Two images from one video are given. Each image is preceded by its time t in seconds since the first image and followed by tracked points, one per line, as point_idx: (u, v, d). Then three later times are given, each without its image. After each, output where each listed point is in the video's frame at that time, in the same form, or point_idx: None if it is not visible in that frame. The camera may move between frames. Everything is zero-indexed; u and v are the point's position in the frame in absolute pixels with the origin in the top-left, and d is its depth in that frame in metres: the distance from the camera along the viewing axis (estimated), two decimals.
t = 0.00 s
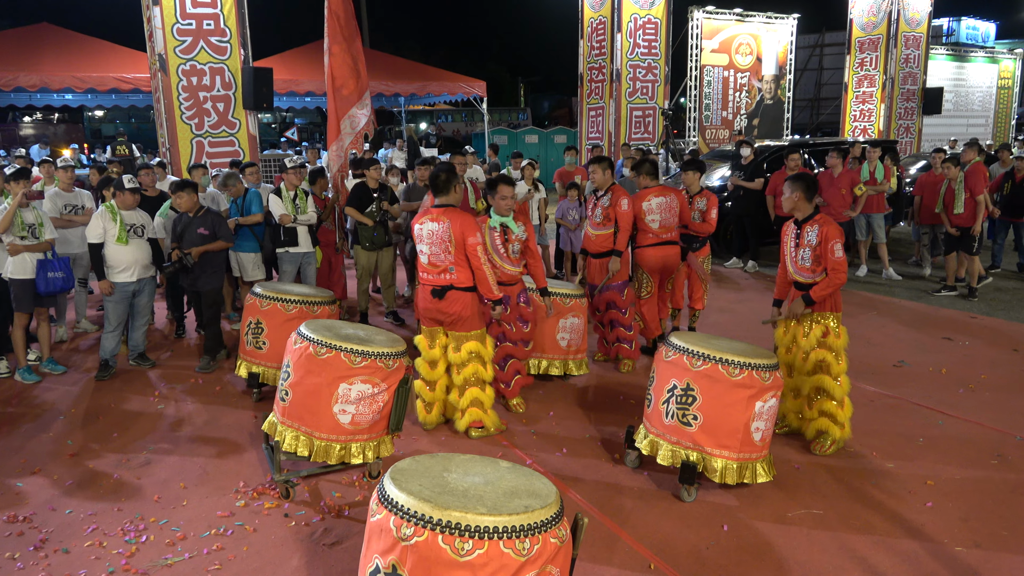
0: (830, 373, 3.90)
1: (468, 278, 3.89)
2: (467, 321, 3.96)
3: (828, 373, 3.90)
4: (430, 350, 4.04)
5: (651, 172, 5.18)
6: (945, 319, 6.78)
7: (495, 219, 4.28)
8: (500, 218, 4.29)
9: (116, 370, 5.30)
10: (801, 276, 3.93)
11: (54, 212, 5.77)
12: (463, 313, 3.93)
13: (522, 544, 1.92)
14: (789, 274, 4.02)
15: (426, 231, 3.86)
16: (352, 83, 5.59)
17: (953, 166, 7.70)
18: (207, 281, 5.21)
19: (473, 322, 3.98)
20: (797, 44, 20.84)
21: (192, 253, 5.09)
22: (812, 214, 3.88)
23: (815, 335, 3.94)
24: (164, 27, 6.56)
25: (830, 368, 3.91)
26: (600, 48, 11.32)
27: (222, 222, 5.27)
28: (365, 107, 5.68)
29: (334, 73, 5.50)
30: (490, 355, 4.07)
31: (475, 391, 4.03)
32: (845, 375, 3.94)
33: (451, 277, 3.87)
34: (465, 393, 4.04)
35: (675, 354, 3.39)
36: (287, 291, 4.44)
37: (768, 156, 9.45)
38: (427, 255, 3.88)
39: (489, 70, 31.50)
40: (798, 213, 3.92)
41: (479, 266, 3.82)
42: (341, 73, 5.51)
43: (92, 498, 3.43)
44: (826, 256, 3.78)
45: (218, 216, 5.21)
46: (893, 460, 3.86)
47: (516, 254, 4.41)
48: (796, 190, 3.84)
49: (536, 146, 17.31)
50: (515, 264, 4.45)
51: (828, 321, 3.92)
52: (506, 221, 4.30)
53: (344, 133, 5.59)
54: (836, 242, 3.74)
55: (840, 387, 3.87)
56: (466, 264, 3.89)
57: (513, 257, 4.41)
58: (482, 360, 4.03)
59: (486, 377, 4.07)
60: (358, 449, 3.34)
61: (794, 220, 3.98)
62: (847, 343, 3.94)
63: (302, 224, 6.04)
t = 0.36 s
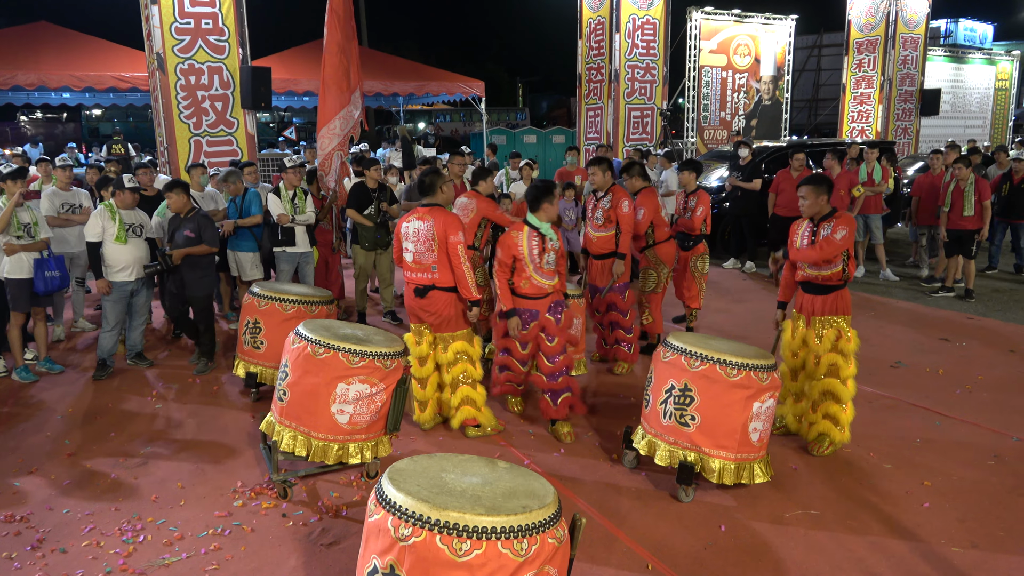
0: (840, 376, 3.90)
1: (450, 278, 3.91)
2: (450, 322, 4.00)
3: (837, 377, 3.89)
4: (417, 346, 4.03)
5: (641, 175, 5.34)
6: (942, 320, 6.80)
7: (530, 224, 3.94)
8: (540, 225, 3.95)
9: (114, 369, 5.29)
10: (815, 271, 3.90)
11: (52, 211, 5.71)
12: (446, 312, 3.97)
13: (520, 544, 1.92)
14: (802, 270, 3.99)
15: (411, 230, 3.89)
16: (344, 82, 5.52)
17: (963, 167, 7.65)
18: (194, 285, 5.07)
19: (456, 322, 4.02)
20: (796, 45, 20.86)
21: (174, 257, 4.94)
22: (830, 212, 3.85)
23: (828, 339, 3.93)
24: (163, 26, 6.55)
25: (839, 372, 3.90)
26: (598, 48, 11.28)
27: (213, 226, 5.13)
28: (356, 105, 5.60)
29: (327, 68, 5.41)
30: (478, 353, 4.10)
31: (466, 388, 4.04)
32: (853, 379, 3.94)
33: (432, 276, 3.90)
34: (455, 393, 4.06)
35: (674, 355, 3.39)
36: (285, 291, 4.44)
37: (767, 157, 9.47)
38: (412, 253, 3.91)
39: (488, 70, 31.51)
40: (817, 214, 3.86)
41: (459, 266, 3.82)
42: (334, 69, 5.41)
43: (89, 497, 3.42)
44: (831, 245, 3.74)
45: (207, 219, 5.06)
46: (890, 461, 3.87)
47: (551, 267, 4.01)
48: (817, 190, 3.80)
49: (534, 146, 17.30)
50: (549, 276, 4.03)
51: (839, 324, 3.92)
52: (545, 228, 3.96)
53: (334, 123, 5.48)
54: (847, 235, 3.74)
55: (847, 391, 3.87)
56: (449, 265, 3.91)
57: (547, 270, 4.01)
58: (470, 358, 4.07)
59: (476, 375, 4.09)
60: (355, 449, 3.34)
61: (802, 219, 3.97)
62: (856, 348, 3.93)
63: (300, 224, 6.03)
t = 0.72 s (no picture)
0: (838, 381, 3.91)
1: (437, 275, 3.87)
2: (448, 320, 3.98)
3: (837, 380, 3.90)
4: (411, 344, 4.02)
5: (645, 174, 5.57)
6: (940, 321, 6.81)
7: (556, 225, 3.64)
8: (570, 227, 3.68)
9: (112, 368, 5.28)
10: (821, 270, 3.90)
11: (50, 210, 5.69)
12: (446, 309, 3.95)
13: (519, 544, 1.92)
14: (805, 268, 3.99)
15: (404, 228, 3.89)
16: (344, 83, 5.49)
17: (964, 167, 7.60)
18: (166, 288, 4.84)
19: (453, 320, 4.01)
20: (795, 46, 20.87)
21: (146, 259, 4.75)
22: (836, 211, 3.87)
23: (827, 343, 3.94)
24: (161, 25, 6.54)
25: (839, 375, 3.91)
26: (597, 48, 11.27)
27: (188, 232, 4.89)
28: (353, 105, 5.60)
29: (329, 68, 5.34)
30: (468, 353, 4.07)
31: (456, 390, 4.06)
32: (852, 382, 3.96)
33: (419, 274, 3.87)
34: (448, 393, 4.09)
35: (672, 355, 3.39)
36: (284, 291, 4.43)
37: (766, 157, 9.49)
38: (404, 251, 3.90)
39: (487, 69, 31.52)
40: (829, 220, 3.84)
41: (453, 263, 3.79)
42: (337, 69, 5.37)
43: (87, 497, 3.42)
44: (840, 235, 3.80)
45: (182, 224, 4.83)
46: (888, 462, 3.88)
47: (580, 268, 3.75)
48: (828, 195, 3.79)
49: (533, 146, 17.30)
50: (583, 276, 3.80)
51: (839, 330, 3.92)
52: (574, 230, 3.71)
53: (334, 123, 5.43)
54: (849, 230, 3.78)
55: (846, 394, 3.88)
56: (438, 261, 3.86)
57: (576, 272, 3.72)
58: (458, 360, 4.04)
59: (466, 375, 4.07)
60: (354, 448, 3.34)
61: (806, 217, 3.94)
62: (856, 352, 3.95)
63: (296, 224, 6.01)
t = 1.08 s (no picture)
0: (833, 381, 3.91)
1: (427, 275, 3.85)
2: (443, 321, 3.92)
3: (832, 382, 3.90)
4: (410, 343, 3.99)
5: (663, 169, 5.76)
6: (937, 320, 6.82)
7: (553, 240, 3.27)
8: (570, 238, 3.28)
9: (110, 369, 5.28)
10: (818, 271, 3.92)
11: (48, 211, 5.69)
12: (441, 312, 3.89)
13: (516, 543, 1.93)
14: (802, 268, 4.00)
15: (404, 227, 3.94)
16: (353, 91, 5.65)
17: (960, 166, 7.60)
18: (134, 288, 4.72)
19: (449, 322, 3.95)
20: (793, 46, 20.89)
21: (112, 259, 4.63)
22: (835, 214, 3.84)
23: (821, 344, 3.94)
24: (159, 25, 6.54)
25: (834, 377, 3.91)
26: (595, 48, 11.24)
27: (157, 232, 4.73)
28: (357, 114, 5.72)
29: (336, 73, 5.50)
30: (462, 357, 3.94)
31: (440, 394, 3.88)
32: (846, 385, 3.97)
33: (412, 273, 3.87)
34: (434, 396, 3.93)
35: (671, 354, 3.40)
36: (282, 291, 4.44)
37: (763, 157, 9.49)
38: (402, 250, 3.93)
39: (485, 69, 31.51)
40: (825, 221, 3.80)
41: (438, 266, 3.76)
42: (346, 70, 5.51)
43: (85, 497, 3.42)
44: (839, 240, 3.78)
45: (147, 223, 4.66)
46: (885, 461, 3.89)
47: (585, 286, 3.30)
48: (821, 195, 3.75)
49: (531, 146, 17.30)
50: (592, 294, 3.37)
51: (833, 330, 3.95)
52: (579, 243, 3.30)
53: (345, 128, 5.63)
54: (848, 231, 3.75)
55: (841, 395, 3.88)
56: (429, 262, 3.84)
57: (580, 290, 3.29)
58: (449, 362, 3.91)
59: (456, 379, 3.91)
60: (352, 448, 3.34)
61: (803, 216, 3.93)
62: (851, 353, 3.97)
63: (292, 224, 6.02)
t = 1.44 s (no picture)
0: (819, 378, 3.94)
1: (427, 281, 3.74)
2: (443, 325, 3.82)
3: (820, 379, 3.93)
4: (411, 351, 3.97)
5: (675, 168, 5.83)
6: (936, 318, 6.82)
7: (551, 259, 2.75)
8: (571, 259, 2.74)
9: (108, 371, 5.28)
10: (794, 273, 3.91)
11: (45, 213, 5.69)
12: (442, 314, 3.80)
13: (514, 543, 1.93)
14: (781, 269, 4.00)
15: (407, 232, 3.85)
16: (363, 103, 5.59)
17: (956, 164, 7.70)
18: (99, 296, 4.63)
19: (449, 327, 3.84)
20: (790, 45, 20.91)
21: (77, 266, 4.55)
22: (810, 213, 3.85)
23: (804, 341, 3.95)
24: (157, 27, 6.53)
25: (821, 374, 3.93)
26: (593, 48, 11.26)
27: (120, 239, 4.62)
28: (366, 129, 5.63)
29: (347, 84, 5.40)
30: (446, 363, 3.82)
31: (426, 399, 3.79)
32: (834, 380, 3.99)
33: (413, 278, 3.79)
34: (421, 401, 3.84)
35: (668, 354, 3.40)
36: (280, 292, 4.44)
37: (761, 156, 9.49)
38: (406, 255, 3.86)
39: (483, 68, 31.50)
40: (796, 216, 3.89)
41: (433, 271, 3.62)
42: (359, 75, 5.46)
43: (84, 500, 3.41)
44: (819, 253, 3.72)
45: (110, 228, 4.56)
46: (884, 459, 3.89)
47: (587, 316, 2.76)
48: (789, 193, 3.85)
49: (529, 146, 17.32)
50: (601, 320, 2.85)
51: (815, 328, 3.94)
52: (583, 265, 2.75)
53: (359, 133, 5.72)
54: (829, 238, 3.71)
55: (829, 393, 3.91)
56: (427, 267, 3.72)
57: (580, 320, 2.75)
58: (438, 369, 3.80)
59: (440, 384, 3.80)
60: (351, 449, 3.34)
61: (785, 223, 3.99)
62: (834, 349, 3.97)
63: (288, 225, 6.02)
